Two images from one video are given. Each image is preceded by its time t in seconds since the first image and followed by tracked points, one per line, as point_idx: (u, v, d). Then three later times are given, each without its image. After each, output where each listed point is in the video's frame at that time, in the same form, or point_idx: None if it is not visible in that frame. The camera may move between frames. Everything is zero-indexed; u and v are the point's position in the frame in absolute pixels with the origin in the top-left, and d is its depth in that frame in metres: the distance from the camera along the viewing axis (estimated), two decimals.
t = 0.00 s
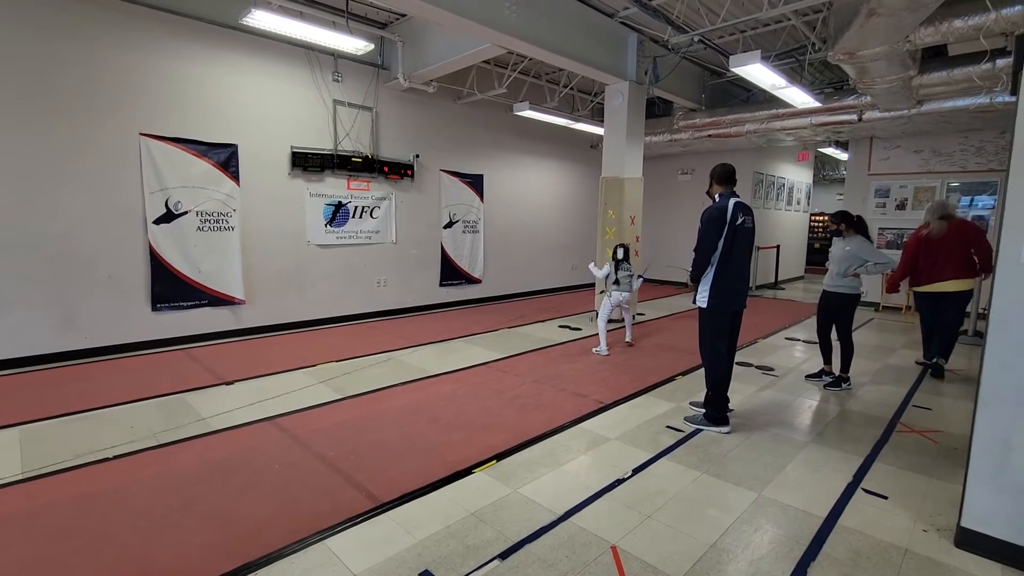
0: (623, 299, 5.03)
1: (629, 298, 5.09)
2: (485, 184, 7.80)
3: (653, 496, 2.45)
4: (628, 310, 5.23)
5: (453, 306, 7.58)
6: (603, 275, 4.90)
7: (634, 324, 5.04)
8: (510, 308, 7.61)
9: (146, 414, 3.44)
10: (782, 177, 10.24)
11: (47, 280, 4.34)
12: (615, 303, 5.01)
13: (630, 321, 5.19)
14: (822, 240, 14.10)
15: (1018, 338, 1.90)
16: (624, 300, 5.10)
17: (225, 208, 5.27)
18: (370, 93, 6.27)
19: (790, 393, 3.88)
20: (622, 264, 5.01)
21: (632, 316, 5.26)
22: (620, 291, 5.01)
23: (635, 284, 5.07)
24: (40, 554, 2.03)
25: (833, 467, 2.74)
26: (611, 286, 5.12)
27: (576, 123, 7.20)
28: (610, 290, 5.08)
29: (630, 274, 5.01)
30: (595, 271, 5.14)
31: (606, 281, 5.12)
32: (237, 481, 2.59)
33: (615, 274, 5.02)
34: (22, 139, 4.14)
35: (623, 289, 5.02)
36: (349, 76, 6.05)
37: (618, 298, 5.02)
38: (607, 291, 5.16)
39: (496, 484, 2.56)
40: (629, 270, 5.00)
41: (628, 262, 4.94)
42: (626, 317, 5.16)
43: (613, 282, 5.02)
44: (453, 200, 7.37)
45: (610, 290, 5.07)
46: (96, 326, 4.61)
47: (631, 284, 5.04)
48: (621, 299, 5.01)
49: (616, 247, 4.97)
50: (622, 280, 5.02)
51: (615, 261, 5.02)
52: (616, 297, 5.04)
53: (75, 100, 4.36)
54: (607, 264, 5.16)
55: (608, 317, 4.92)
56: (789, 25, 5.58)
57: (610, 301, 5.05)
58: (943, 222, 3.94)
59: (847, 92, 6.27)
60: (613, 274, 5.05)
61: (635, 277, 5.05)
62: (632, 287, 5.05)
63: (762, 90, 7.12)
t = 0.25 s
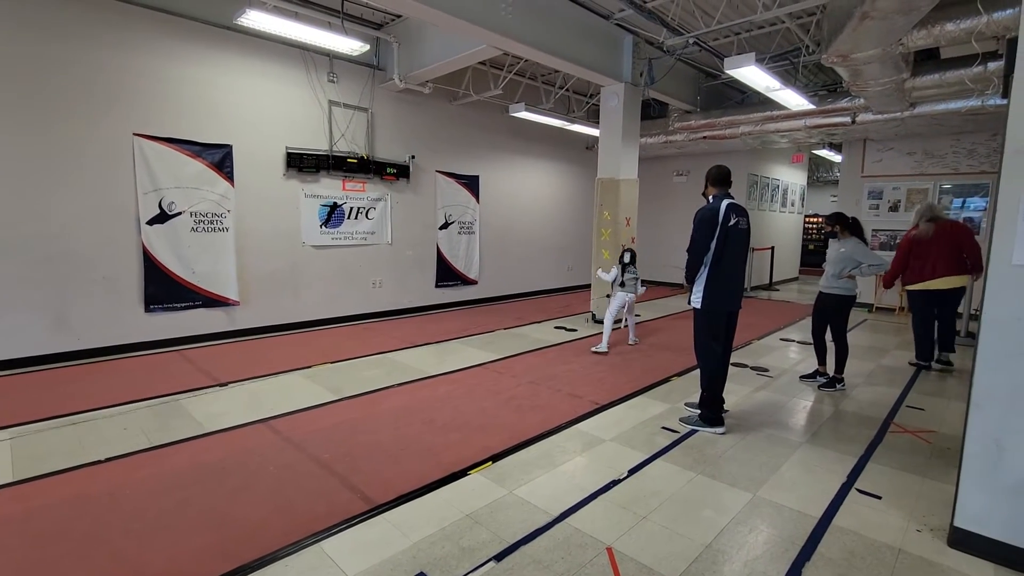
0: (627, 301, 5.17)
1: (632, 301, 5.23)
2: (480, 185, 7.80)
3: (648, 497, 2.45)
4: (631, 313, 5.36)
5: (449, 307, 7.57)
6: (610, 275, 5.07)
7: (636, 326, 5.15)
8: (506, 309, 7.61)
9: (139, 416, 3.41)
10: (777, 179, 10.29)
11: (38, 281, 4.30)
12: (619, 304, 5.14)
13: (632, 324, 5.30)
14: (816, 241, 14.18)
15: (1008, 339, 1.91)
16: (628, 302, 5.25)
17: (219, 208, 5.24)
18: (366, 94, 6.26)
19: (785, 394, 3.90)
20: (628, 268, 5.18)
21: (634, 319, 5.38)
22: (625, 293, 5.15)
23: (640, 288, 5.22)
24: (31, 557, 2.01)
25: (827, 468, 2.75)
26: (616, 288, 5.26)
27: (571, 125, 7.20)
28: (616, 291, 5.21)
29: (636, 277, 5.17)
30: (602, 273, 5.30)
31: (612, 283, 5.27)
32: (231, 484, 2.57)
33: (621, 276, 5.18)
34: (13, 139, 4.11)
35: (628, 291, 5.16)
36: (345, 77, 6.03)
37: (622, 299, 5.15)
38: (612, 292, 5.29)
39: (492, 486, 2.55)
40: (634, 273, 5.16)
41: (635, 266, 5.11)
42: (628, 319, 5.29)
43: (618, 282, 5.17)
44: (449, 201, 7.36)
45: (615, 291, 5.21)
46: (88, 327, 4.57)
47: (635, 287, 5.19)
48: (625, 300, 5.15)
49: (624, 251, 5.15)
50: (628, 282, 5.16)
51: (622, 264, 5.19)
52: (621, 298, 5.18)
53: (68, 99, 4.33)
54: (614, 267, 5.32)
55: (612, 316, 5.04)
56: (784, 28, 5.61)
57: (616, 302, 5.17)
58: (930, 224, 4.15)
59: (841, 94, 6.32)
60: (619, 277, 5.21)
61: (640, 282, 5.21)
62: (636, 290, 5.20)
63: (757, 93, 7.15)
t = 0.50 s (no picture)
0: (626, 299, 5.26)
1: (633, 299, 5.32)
2: (476, 187, 7.80)
3: (643, 498, 2.45)
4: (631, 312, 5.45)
5: (445, 308, 7.56)
6: (609, 273, 5.17)
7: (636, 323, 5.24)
8: (502, 310, 7.60)
9: (132, 419, 3.39)
10: (771, 180, 10.34)
11: (29, 284, 4.26)
12: (620, 302, 5.24)
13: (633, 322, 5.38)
14: (811, 243, 14.27)
15: (1000, 340, 1.93)
16: (628, 301, 5.36)
17: (213, 210, 5.22)
18: (361, 96, 6.25)
19: (780, 395, 3.91)
20: (627, 266, 5.27)
21: (634, 317, 5.47)
22: (625, 290, 5.24)
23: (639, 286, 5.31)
24: (21, 563, 1.99)
25: (822, 468, 2.76)
26: (616, 286, 5.35)
27: (567, 127, 7.21)
28: (616, 290, 5.31)
29: (635, 275, 5.29)
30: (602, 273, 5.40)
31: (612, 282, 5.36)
32: (225, 487, 2.56)
33: (620, 274, 5.27)
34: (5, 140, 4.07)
35: (628, 289, 5.25)
36: (340, 78, 6.03)
37: (622, 297, 5.25)
38: (612, 291, 5.39)
39: (488, 488, 2.55)
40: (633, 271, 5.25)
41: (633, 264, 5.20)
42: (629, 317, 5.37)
43: (618, 281, 5.27)
44: (444, 202, 7.36)
45: (615, 290, 5.30)
46: (81, 330, 4.54)
47: (635, 285, 5.30)
48: (625, 298, 5.24)
49: (622, 250, 5.24)
50: (627, 280, 5.25)
51: (620, 262, 5.28)
52: (621, 296, 5.27)
53: (60, 101, 4.30)
54: (613, 266, 5.42)
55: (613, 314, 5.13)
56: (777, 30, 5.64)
57: (617, 300, 5.27)
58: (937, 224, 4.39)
59: (834, 96, 6.36)
60: (619, 275, 5.30)
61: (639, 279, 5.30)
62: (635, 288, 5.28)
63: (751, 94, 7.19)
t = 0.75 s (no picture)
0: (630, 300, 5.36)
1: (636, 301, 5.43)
2: (474, 187, 7.80)
3: (641, 498, 2.44)
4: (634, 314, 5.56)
5: (442, 309, 7.56)
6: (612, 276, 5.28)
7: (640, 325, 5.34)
8: (499, 311, 7.60)
9: (128, 421, 3.37)
10: (768, 181, 10.37)
11: (25, 285, 4.24)
12: (624, 304, 5.34)
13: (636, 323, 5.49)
14: (808, 243, 14.32)
15: (996, 339, 1.93)
16: (631, 303, 5.44)
17: (210, 211, 5.20)
18: (358, 96, 6.24)
19: (777, 395, 3.92)
20: (629, 268, 5.38)
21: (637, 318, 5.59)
22: (628, 292, 5.35)
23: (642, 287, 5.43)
24: (15, 565, 1.97)
25: (819, 468, 2.77)
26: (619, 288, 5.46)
27: (564, 127, 7.21)
28: (619, 292, 5.41)
29: (638, 277, 5.40)
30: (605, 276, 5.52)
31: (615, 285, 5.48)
32: (222, 488, 2.55)
33: (623, 277, 5.39)
34: None
35: (631, 290, 5.36)
36: (337, 78, 6.02)
37: (625, 299, 5.35)
38: (615, 294, 5.49)
39: (486, 489, 2.54)
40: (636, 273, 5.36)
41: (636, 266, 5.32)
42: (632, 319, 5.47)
43: (621, 283, 5.38)
44: (442, 203, 7.35)
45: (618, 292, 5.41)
46: (77, 331, 4.51)
47: (637, 287, 5.40)
48: (629, 299, 5.34)
49: (625, 253, 5.34)
50: (630, 282, 5.37)
51: (623, 265, 5.40)
52: (624, 297, 5.38)
53: (55, 101, 4.27)
54: (616, 269, 5.53)
55: (617, 315, 5.21)
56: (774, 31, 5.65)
57: (620, 301, 5.35)
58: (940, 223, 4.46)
59: (831, 97, 6.38)
60: (621, 278, 5.42)
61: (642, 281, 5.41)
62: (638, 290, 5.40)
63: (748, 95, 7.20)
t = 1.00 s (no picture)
0: (636, 293, 5.55)
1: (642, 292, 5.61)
2: (471, 187, 7.79)
3: (638, 498, 2.44)
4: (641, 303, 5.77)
5: (440, 309, 7.55)
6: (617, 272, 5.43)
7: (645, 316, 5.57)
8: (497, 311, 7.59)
9: (125, 421, 3.36)
10: (766, 180, 10.38)
11: (20, 286, 4.22)
12: (629, 296, 5.54)
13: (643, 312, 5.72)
14: (805, 242, 14.36)
15: (991, 338, 1.94)
16: (637, 294, 5.60)
17: (207, 211, 5.18)
18: (355, 95, 6.22)
19: (775, 394, 3.92)
20: (634, 261, 5.49)
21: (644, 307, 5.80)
22: (633, 285, 5.52)
23: (648, 278, 5.56)
24: (11, 567, 1.96)
25: (817, 467, 2.77)
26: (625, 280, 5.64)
27: (562, 127, 7.21)
28: (625, 284, 5.60)
29: (642, 269, 5.51)
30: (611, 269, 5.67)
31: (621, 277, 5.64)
32: (219, 489, 2.54)
33: (628, 270, 5.52)
34: None
35: (636, 283, 5.52)
36: (334, 78, 6.00)
37: (631, 292, 5.54)
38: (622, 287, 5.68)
39: (484, 489, 2.54)
40: (641, 266, 5.48)
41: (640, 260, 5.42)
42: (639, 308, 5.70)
43: (626, 277, 5.54)
44: (439, 203, 7.34)
45: (624, 284, 5.59)
46: (73, 331, 4.49)
47: (643, 279, 5.53)
48: (634, 292, 5.52)
49: (628, 247, 5.39)
50: (635, 275, 5.52)
51: (628, 258, 5.51)
52: (630, 290, 5.57)
53: (51, 101, 4.25)
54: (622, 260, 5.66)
55: (621, 310, 5.46)
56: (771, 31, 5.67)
57: (625, 295, 5.56)
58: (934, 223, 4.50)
59: (828, 96, 6.40)
60: (627, 270, 5.56)
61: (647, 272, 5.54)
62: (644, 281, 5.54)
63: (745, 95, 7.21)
